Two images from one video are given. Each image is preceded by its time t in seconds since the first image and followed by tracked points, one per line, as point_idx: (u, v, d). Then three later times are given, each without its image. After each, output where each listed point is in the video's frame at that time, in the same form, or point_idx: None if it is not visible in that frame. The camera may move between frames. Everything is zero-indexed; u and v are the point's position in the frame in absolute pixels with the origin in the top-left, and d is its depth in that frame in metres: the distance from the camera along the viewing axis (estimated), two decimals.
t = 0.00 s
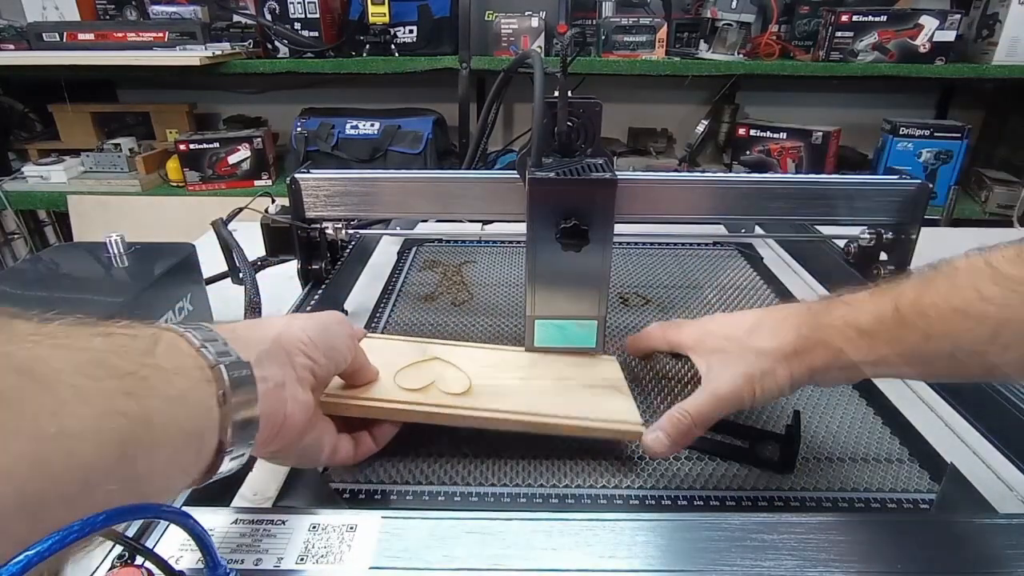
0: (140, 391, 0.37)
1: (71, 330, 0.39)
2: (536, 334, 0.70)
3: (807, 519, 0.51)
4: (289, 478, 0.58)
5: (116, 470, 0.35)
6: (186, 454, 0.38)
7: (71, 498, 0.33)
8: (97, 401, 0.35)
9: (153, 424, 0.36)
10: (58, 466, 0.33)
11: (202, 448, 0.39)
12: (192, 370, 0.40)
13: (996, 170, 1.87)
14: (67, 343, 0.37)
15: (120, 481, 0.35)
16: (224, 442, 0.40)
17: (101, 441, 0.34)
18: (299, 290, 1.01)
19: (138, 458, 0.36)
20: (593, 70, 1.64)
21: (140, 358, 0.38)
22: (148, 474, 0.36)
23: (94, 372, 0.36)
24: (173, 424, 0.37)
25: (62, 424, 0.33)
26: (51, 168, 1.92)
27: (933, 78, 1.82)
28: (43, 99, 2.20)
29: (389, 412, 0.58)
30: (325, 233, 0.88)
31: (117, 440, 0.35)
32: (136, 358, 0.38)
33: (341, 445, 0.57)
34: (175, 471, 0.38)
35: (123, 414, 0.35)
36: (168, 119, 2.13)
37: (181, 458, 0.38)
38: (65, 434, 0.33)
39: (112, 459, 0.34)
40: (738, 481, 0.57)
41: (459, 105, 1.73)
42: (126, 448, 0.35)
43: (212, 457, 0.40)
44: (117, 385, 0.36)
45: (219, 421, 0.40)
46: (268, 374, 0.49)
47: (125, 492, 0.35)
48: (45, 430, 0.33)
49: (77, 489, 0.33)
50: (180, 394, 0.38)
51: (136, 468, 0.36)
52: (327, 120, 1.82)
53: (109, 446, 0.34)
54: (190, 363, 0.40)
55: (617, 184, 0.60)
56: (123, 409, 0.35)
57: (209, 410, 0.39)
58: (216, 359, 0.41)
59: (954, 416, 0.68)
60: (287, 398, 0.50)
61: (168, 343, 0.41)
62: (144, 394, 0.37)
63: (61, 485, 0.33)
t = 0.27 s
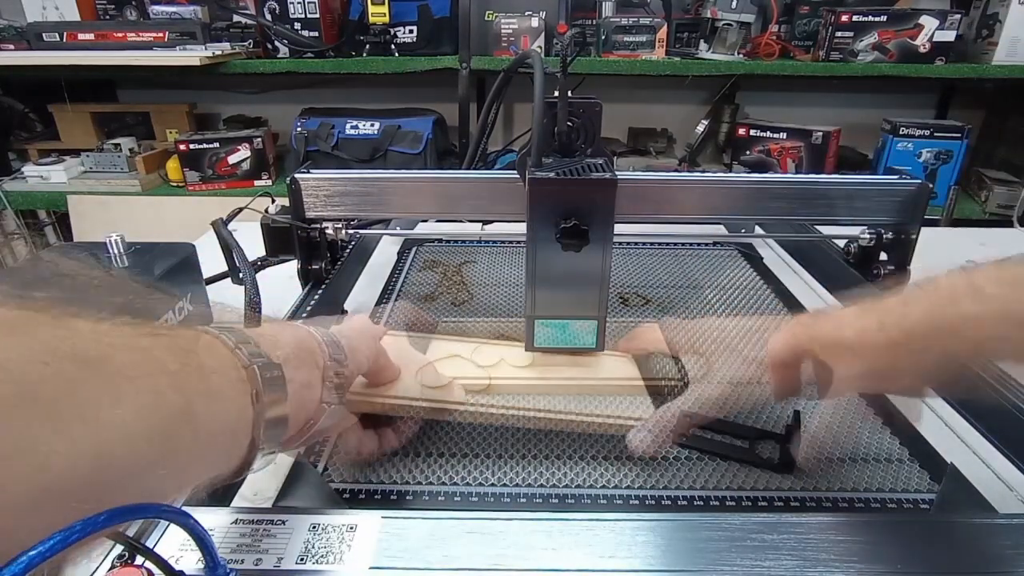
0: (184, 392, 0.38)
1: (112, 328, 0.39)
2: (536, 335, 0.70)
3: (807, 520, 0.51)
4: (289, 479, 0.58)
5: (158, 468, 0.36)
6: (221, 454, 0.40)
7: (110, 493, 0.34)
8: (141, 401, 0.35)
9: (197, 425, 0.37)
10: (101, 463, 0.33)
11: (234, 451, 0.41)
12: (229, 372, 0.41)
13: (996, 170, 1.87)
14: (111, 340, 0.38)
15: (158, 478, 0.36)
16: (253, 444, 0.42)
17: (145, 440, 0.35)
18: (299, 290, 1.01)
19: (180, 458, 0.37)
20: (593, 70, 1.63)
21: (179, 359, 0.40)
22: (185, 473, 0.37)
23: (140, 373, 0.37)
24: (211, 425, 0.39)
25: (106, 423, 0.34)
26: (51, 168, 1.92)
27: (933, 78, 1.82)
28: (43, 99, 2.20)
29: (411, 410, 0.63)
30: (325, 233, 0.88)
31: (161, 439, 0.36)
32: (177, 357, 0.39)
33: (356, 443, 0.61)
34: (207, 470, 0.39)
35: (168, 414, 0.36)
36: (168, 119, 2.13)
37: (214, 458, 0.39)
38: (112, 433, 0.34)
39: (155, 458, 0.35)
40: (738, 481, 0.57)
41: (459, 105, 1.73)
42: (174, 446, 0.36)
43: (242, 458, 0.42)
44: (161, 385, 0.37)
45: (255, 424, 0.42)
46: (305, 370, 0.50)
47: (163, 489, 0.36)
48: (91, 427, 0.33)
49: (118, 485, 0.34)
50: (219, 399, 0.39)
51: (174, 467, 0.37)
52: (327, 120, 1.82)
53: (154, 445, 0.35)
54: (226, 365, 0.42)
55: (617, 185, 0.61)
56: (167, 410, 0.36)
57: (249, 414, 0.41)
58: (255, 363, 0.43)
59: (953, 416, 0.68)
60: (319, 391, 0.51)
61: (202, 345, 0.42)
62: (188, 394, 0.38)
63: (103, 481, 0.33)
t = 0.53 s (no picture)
0: (187, 394, 0.38)
1: (127, 314, 0.38)
2: (536, 335, 0.70)
3: (808, 520, 0.51)
4: (289, 479, 0.58)
5: (153, 470, 0.36)
6: (211, 454, 0.41)
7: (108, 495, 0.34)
8: (144, 404, 0.35)
9: (193, 428, 0.38)
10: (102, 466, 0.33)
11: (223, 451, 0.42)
12: (235, 369, 0.42)
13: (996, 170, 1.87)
14: (127, 330, 0.36)
15: (152, 479, 0.37)
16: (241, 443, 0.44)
17: (144, 444, 0.35)
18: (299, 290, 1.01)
19: (175, 459, 0.38)
20: (593, 70, 1.63)
21: (189, 356, 0.39)
22: (180, 467, 0.38)
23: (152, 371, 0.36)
24: (206, 428, 0.39)
25: (108, 426, 0.34)
26: (51, 168, 1.92)
27: (933, 78, 1.82)
28: (43, 99, 2.20)
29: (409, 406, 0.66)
30: (325, 233, 0.88)
31: (157, 442, 0.36)
32: (185, 354, 0.39)
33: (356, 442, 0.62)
34: (197, 469, 0.40)
35: (168, 418, 0.36)
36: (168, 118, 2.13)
37: (205, 459, 0.40)
38: (112, 437, 0.34)
39: (151, 461, 0.36)
40: (737, 480, 0.57)
41: (459, 105, 1.73)
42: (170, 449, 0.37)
43: (229, 456, 0.43)
44: (167, 387, 0.37)
45: (245, 426, 0.43)
46: (305, 371, 0.50)
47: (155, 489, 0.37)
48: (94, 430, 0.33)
49: (117, 486, 0.35)
50: (217, 400, 0.40)
51: (168, 468, 0.37)
52: (327, 120, 1.82)
53: (151, 448, 0.36)
54: (229, 364, 0.42)
55: (617, 184, 0.60)
56: (168, 413, 0.36)
57: (241, 416, 0.42)
58: (251, 364, 0.44)
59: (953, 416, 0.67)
60: (319, 393, 0.52)
61: (209, 339, 0.41)
62: (190, 396, 0.38)
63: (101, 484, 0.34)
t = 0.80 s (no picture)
0: (189, 397, 0.37)
1: (132, 314, 0.37)
2: (535, 333, 0.70)
3: (807, 519, 0.51)
4: (289, 478, 0.58)
5: (155, 473, 0.36)
6: (217, 458, 0.40)
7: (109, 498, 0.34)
8: (145, 407, 0.35)
9: (196, 431, 0.38)
10: (103, 469, 0.34)
11: (231, 456, 0.41)
12: (238, 372, 0.41)
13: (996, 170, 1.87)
14: (130, 332, 0.36)
15: (157, 483, 0.37)
16: (252, 449, 0.43)
17: (145, 447, 0.35)
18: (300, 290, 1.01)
19: (179, 462, 0.37)
20: (594, 70, 1.63)
21: (194, 358, 0.38)
22: (185, 472, 0.38)
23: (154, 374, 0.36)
24: (210, 432, 0.39)
25: (108, 430, 0.34)
26: (51, 168, 1.92)
27: (933, 79, 1.82)
28: (42, 99, 2.20)
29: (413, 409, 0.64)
30: (325, 233, 0.88)
31: (159, 446, 0.36)
32: (189, 356, 0.38)
33: (357, 443, 0.62)
34: (204, 473, 0.40)
35: (169, 421, 0.36)
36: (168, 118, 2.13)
37: (211, 463, 0.40)
38: (113, 441, 0.34)
39: (154, 464, 0.36)
40: (737, 480, 0.57)
41: (459, 105, 1.73)
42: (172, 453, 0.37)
43: (238, 461, 0.42)
44: (169, 390, 0.36)
45: (252, 431, 0.42)
46: (308, 374, 0.47)
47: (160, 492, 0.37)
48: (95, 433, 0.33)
49: (119, 488, 0.35)
50: (220, 403, 0.39)
51: (172, 472, 0.37)
52: (327, 120, 1.82)
53: (152, 451, 0.36)
54: (234, 367, 0.41)
55: (617, 185, 0.60)
56: (170, 416, 0.36)
57: (247, 420, 0.41)
58: (257, 367, 0.43)
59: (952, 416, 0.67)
60: (322, 396, 0.48)
61: (216, 341, 0.41)
62: (193, 399, 0.38)
63: (103, 487, 0.34)
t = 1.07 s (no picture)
0: (194, 399, 0.37)
1: (140, 315, 0.37)
2: (536, 333, 0.70)
3: (807, 519, 0.51)
4: (289, 479, 0.58)
5: (159, 473, 0.36)
6: (220, 459, 0.40)
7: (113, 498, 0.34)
8: (151, 409, 0.35)
9: (200, 432, 0.38)
10: (108, 471, 0.34)
11: (233, 456, 0.41)
12: (242, 373, 0.41)
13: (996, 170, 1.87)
14: (138, 333, 0.36)
15: (160, 484, 0.37)
16: (255, 449, 0.43)
17: (149, 448, 0.35)
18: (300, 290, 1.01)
19: (182, 463, 0.37)
20: (594, 70, 1.63)
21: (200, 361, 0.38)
22: (189, 473, 0.38)
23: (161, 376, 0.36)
24: (214, 433, 0.39)
25: (115, 432, 0.34)
26: (51, 168, 1.92)
27: (933, 79, 1.82)
28: (42, 99, 2.20)
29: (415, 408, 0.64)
30: (325, 233, 0.88)
31: (163, 447, 0.36)
32: (195, 358, 0.38)
33: (357, 443, 0.62)
34: (207, 474, 0.40)
35: (174, 422, 0.36)
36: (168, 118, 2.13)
37: (213, 463, 0.40)
38: (120, 443, 0.34)
39: (158, 464, 0.36)
40: (737, 480, 0.57)
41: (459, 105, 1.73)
42: (176, 454, 0.37)
43: (241, 461, 0.42)
44: (175, 392, 0.36)
45: (256, 432, 0.42)
46: (308, 376, 0.47)
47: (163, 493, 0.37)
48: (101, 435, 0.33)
49: (123, 489, 0.35)
50: (223, 404, 0.40)
51: (175, 472, 0.37)
52: (327, 120, 1.82)
53: (157, 452, 0.36)
54: (238, 369, 0.41)
55: (617, 184, 0.60)
56: (175, 418, 0.36)
57: (250, 422, 0.41)
58: (260, 369, 0.43)
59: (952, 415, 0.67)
60: (323, 397, 0.48)
61: (221, 343, 0.41)
62: (197, 401, 0.38)
63: (108, 487, 0.34)
